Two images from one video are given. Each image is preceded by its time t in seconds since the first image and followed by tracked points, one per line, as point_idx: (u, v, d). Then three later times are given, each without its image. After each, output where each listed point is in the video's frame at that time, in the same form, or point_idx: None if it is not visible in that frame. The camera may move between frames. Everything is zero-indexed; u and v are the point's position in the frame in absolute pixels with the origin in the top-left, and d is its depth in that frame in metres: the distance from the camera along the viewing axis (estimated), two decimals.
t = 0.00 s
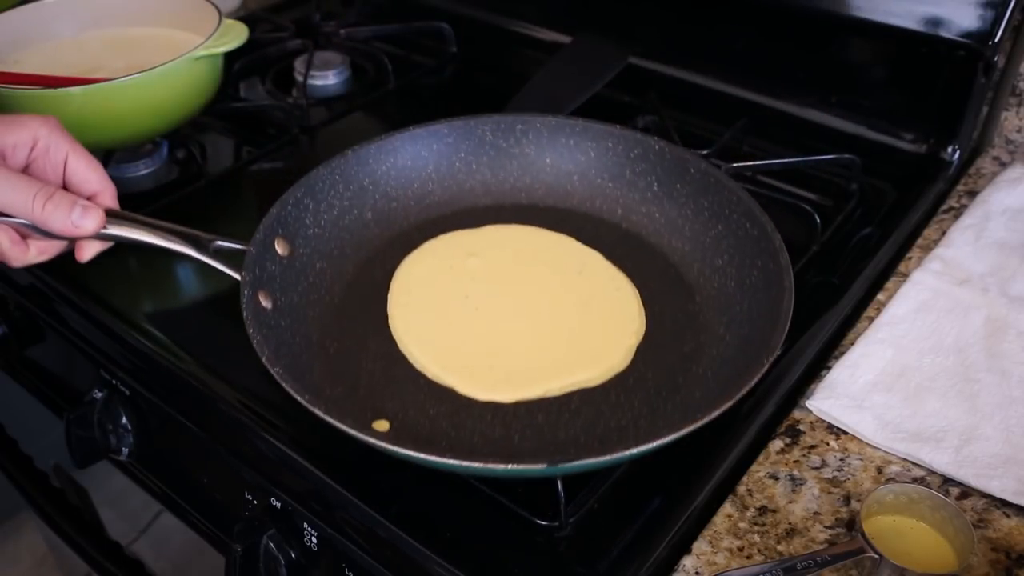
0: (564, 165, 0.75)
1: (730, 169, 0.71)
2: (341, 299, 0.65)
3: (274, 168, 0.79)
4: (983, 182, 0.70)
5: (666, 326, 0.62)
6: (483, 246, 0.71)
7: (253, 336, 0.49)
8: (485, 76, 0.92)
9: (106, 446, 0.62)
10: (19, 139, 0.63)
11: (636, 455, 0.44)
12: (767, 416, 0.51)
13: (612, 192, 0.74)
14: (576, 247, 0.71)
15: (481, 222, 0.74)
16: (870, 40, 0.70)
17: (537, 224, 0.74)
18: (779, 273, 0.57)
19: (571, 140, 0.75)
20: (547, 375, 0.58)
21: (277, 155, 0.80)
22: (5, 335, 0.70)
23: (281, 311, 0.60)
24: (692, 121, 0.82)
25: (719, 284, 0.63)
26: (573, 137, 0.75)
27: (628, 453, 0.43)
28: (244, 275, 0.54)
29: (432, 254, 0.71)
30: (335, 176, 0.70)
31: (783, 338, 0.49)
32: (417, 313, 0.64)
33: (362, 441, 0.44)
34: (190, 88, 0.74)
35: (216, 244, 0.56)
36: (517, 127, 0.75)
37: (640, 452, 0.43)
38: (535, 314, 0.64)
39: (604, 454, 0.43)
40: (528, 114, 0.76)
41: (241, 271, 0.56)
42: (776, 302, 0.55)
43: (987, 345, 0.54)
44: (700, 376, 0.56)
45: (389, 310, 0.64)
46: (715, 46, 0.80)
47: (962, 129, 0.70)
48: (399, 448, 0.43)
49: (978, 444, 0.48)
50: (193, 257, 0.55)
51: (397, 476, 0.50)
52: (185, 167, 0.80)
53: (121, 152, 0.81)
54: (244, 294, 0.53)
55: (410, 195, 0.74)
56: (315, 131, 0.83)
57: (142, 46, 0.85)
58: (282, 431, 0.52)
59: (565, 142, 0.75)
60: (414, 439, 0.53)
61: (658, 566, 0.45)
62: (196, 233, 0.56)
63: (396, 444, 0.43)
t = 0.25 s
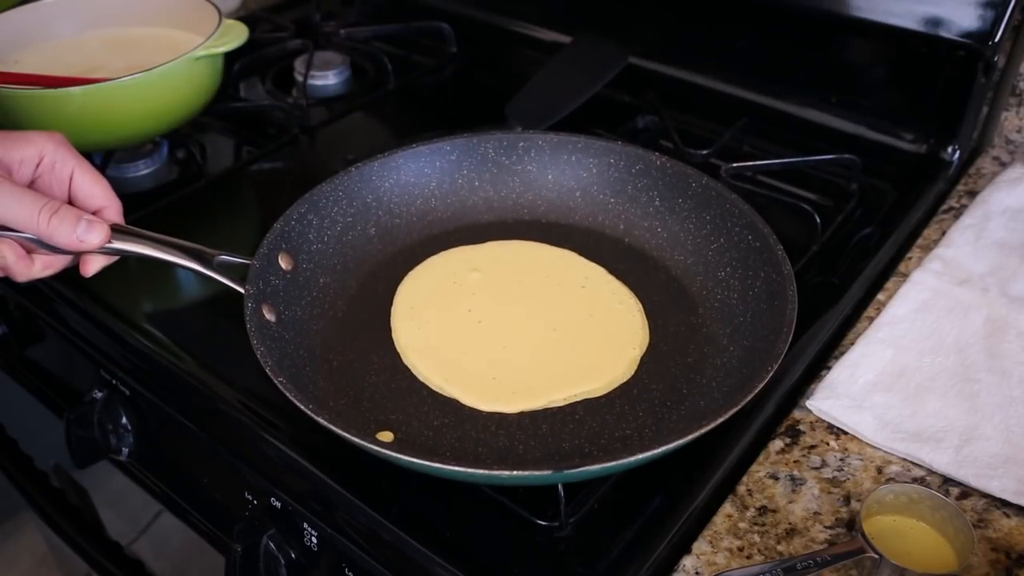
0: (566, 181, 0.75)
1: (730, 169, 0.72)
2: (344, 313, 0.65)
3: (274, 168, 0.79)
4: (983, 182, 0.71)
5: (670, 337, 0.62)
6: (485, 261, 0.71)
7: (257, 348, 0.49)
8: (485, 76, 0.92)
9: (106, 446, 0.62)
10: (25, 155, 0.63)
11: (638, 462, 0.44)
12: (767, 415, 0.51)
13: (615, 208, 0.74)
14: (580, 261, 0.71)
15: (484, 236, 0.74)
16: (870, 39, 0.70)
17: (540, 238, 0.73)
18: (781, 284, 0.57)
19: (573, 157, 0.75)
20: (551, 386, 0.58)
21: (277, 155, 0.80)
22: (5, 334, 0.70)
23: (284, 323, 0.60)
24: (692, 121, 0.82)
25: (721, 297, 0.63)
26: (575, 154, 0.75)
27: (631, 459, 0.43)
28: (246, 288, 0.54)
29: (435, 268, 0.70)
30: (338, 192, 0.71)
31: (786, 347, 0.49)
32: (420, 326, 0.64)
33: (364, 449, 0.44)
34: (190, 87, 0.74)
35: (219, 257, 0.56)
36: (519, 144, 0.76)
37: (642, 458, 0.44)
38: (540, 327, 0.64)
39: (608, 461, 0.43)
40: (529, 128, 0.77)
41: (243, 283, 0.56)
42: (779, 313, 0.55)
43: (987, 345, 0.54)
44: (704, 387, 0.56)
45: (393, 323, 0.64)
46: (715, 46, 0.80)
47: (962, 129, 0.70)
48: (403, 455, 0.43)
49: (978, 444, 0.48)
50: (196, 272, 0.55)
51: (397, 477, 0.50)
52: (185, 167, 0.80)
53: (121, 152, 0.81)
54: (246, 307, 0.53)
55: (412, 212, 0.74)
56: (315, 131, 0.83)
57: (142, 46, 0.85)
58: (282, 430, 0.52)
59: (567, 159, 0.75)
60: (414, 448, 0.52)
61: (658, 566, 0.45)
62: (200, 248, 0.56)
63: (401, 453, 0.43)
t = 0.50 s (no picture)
0: (569, 183, 0.75)
1: (730, 170, 0.72)
2: (347, 314, 0.65)
3: (274, 168, 0.79)
4: (983, 182, 0.71)
5: (673, 338, 0.62)
6: (488, 262, 0.71)
7: (259, 349, 0.49)
8: (485, 76, 0.92)
9: (106, 446, 0.62)
10: (29, 153, 0.63)
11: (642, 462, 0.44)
12: (767, 415, 0.51)
13: (617, 210, 0.74)
14: (582, 264, 0.71)
15: (485, 237, 0.74)
16: (870, 39, 0.70)
17: (541, 240, 0.73)
18: (785, 286, 0.57)
19: (576, 159, 0.75)
20: (554, 387, 0.58)
21: (278, 155, 0.80)
22: (5, 335, 0.70)
23: (286, 324, 0.60)
24: (692, 121, 0.82)
25: (724, 299, 0.63)
26: (578, 156, 0.75)
27: (635, 459, 0.43)
28: (250, 287, 0.54)
29: (438, 269, 0.70)
30: (341, 192, 0.70)
31: (789, 348, 0.49)
32: (422, 326, 0.64)
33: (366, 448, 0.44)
34: (190, 87, 0.74)
35: (221, 257, 0.56)
36: (522, 145, 0.76)
37: (646, 458, 0.44)
38: (542, 328, 0.64)
39: (610, 461, 0.43)
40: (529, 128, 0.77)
41: (247, 283, 0.56)
42: (783, 314, 0.55)
43: (987, 345, 0.54)
44: (707, 388, 0.56)
45: (395, 323, 0.64)
46: (715, 46, 0.80)
47: (962, 129, 0.70)
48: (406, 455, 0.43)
49: (978, 444, 0.48)
50: (200, 270, 0.55)
51: (397, 476, 0.50)
52: (186, 167, 0.80)
53: (121, 152, 0.81)
54: (250, 305, 0.53)
55: (415, 214, 0.74)
56: (315, 131, 0.83)
57: (142, 46, 0.85)
58: (282, 430, 0.52)
59: (570, 161, 0.75)
60: (417, 448, 0.52)
61: (658, 566, 0.45)
62: (203, 246, 0.55)
63: (403, 452, 0.43)
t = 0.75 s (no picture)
0: (569, 182, 0.76)
1: (730, 169, 0.72)
2: (347, 314, 0.65)
3: (274, 168, 0.79)
4: (983, 182, 0.71)
5: (673, 338, 0.62)
6: (488, 262, 0.71)
7: (259, 349, 0.49)
8: (485, 77, 0.92)
9: (106, 446, 0.62)
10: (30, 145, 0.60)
11: (643, 462, 0.44)
12: (767, 415, 0.51)
13: (617, 209, 0.74)
14: (583, 263, 0.71)
15: (485, 236, 0.74)
16: (870, 39, 0.70)
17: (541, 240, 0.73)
18: (785, 285, 0.57)
19: (575, 159, 0.75)
20: (554, 387, 0.58)
21: (278, 155, 0.80)
22: (5, 335, 0.70)
23: (286, 323, 0.60)
24: (692, 121, 0.82)
25: (724, 298, 0.63)
26: (578, 155, 0.75)
27: (636, 458, 0.43)
28: (250, 287, 0.54)
29: (438, 269, 0.70)
30: (341, 192, 0.70)
31: (788, 348, 0.49)
32: (422, 326, 0.64)
33: (367, 448, 0.44)
34: (190, 88, 0.74)
35: (221, 257, 0.56)
36: (522, 145, 0.76)
37: (647, 458, 0.44)
38: (542, 327, 0.64)
39: (610, 461, 0.43)
40: (529, 127, 0.77)
41: (247, 283, 0.56)
42: (783, 313, 0.55)
43: (987, 345, 0.54)
44: (707, 388, 0.56)
45: (395, 323, 0.64)
46: (715, 46, 0.80)
47: (962, 129, 0.70)
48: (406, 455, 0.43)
49: (978, 444, 0.48)
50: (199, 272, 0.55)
51: (397, 476, 0.50)
52: (186, 167, 0.80)
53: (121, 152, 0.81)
54: (250, 305, 0.53)
55: (415, 213, 0.74)
56: (315, 131, 0.83)
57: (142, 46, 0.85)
58: (282, 430, 0.52)
59: (570, 160, 0.75)
60: (417, 448, 0.52)
61: (658, 566, 0.45)
62: (202, 248, 0.56)
63: (404, 452, 0.43)
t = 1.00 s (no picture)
0: (569, 182, 0.75)
1: (730, 169, 0.72)
2: (347, 313, 0.65)
3: (274, 168, 0.79)
4: (983, 182, 0.71)
5: (673, 338, 0.62)
6: (488, 262, 0.71)
7: (260, 348, 0.49)
8: (485, 77, 0.92)
9: (106, 446, 0.62)
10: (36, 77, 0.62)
11: (643, 462, 0.44)
12: (767, 415, 0.51)
13: (617, 209, 0.74)
14: (583, 263, 0.71)
15: (485, 236, 0.74)
16: (870, 39, 0.70)
17: (542, 240, 0.73)
18: (785, 286, 0.57)
19: (575, 159, 0.75)
20: (554, 387, 0.58)
21: (278, 155, 0.80)
22: (5, 335, 0.70)
23: (286, 324, 0.60)
24: (692, 121, 0.83)
25: (724, 299, 0.63)
26: (578, 155, 0.75)
27: (637, 458, 0.43)
28: (250, 287, 0.54)
29: (439, 269, 0.70)
30: (341, 192, 0.70)
31: (789, 348, 0.49)
32: (422, 326, 0.64)
33: (368, 448, 0.44)
34: (191, 88, 0.74)
35: (222, 257, 0.56)
36: (522, 145, 0.76)
37: (647, 458, 0.44)
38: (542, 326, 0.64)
39: (610, 461, 0.43)
40: (529, 128, 0.77)
41: (247, 284, 0.56)
42: (784, 313, 0.55)
43: (987, 345, 0.54)
44: (707, 388, 0.56)
45: (395, 323, 0.64)
46: (715, 46, 0.80)
47: (962, 129, 0.70)
48: (406, 454, 0.43)
49: (978, 444, 0.48)
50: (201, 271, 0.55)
51: (397, 476, 0.50)
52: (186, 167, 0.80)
53: (121, 152, 0.81)
54: (250, 305, 0.53)
55: (415, 213, 0.74)
56: (315, 131, 0.83)
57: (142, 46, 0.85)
58: (282, 430, 0.52)
59: (570, 160, 0.75)
60: (417, 448, 0.52)
61: (658, 566, 0.45)
62: (203, 246, 0.56)
63: (404, 452, 0.43)
